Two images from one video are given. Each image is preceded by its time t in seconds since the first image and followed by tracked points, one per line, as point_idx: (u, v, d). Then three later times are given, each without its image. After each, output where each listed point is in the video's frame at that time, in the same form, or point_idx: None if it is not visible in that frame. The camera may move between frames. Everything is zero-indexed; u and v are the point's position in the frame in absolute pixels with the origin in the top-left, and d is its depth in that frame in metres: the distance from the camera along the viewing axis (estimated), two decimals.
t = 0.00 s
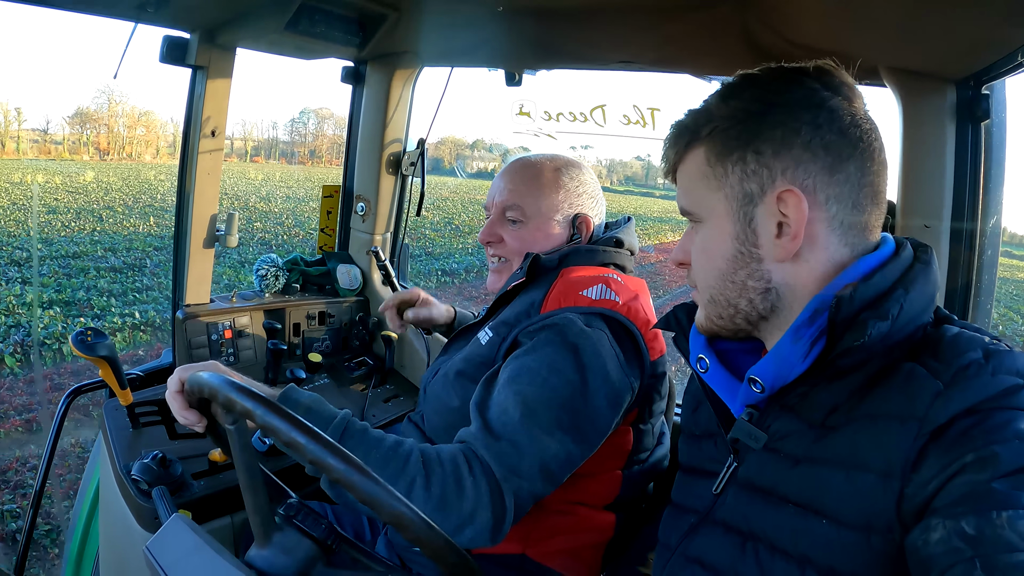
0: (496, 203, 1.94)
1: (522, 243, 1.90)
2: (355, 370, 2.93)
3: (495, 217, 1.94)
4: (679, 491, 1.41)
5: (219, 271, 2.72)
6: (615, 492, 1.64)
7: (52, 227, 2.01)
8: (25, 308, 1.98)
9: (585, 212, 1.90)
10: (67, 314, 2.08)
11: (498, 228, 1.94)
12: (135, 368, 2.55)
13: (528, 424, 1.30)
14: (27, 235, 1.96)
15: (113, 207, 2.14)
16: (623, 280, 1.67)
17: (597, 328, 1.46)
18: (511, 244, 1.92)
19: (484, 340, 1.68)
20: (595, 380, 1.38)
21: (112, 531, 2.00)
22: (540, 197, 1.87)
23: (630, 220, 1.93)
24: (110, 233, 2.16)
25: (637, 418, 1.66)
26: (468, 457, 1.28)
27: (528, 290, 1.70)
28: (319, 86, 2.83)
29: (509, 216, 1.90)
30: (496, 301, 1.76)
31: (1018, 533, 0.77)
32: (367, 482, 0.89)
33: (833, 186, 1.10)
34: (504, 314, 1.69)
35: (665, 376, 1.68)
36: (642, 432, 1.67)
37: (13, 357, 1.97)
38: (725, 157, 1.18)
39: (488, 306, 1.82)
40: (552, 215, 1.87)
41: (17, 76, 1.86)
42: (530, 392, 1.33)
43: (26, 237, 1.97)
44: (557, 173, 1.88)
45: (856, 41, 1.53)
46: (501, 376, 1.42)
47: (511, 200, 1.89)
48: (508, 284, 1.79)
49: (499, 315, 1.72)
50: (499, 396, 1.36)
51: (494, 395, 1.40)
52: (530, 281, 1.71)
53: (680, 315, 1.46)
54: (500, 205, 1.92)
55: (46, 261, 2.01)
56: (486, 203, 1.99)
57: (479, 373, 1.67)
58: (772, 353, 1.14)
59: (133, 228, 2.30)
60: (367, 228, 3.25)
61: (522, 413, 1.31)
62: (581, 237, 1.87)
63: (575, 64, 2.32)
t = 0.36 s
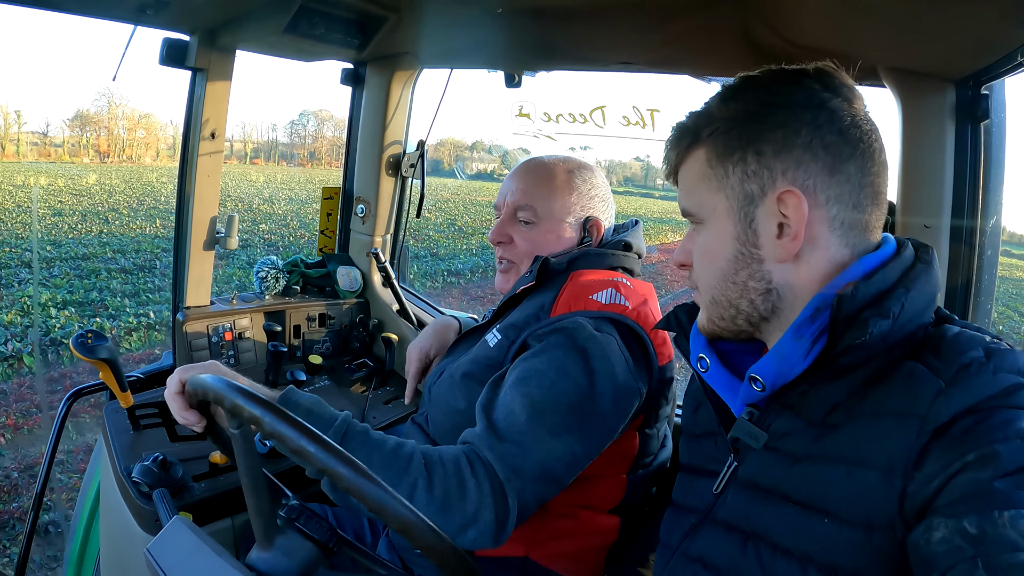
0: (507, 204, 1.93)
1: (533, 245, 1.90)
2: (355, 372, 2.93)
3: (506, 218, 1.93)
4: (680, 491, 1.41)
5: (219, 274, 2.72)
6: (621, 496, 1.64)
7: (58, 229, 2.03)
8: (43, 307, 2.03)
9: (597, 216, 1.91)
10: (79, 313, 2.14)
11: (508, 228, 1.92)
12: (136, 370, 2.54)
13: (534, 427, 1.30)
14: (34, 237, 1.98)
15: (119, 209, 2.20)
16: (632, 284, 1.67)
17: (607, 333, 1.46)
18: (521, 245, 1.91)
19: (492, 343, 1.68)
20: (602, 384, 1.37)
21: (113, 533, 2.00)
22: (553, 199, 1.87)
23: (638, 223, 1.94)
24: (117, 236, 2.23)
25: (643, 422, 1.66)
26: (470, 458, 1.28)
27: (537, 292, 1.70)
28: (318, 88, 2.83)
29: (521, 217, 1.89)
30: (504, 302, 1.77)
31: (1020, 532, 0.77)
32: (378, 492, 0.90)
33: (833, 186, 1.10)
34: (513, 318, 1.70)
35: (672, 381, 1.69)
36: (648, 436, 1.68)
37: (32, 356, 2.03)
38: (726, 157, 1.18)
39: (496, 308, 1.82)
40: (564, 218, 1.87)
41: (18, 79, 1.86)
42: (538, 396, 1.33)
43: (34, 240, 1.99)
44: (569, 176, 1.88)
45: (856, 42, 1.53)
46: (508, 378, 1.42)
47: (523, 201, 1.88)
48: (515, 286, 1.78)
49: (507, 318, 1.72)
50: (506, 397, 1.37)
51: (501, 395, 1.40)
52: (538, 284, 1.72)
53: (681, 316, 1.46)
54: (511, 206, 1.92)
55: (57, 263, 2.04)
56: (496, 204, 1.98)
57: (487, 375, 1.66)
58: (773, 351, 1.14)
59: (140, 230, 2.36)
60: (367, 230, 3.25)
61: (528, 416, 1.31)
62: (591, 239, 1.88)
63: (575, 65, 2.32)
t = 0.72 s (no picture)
0: (506, 204, 1.94)
1: (532, 245, 1.90)
2: (355, 372, 2.93)
3: (505, 219, 1.95)
4: (679, 490, 1.41)
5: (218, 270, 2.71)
6: (621, 495, 1.63)
7: (63, 229, 2.05)
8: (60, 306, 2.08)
9: (595, 217, 1.91)
10: (93, 313, 2.19)
11: (508, 230, 1.94)
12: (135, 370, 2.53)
13: (535, 422, 1.30)
14: (38, 237, 2.00)
15: (123, 208, 2.22)
16: (630, 283, 1.67)
17: (605, 330, 1.46)
18: (521, 246, 1.92)
19: (491, 343, 1.68)
20: (603, 381, 1.37)
21: (112, 533, 2.00)
22: (551, 199, 1.88)
23: (638, 223, 1.96)
24: (123, 236, 2.26)
25: (643, 421, 1.65)
26: (475, 455, 1.29)
27: (535, 293, 1.71)
28: (317, 88, 2.83)
29: (520, 217, 1.90)
30: (503, 303, 1.76)
31: (1017, 530, 0.77)
32: (404, 512, 0.91)
33: (832, 188, 1.10)
34: (511, 317, 1.70)
35: (671, 380, 1.69)
36: (648, 435, 1.67)
37: (49, 353, 2.09)
38: (723, 160, 1.18)
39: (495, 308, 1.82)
40: (562, 218, 1.88)
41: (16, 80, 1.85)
42: (538, 392, 1.33)
43: (36, 241, 2.01)
44: (568, 176, 1.89)
45: (856, 40, 1.53)
46: (508, 376, 1.42)
47: (522, 202, 1.90)
48: (513, 287, 1.77)
49: (506, 317, 1.72)
50: (506, 394, 1.37)
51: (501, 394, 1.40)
52: (537, 285, 1.72)
53: (680, 315, 1.45)
54: (510, 207, 1.93)
55: (65, 263, 2.07)
56: (496, 204, 1.99)
57: (487, 375, 1.66)
58: (771, 350, 1.14)
59: (145, 230, 2.39)
60: (366, 229, 3.25)
61: (530, 412, 1.31)
62: (590, 240, 1.88)
63: (574, 64, 2.32)
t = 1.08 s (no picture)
0: (506, 207, 1.96)
1: (533, 249, 1.92)
2: (353, 375, 2.95)
3: (506, 222, 1.96)
4: (678, 494, 1.41)
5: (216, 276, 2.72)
6: (622, 500, 1.64)
7: (70, 233, 2.03)
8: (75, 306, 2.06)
9: (598, 220, 1.93)
10: (105, 314, 2.17)
11: (508, 233, 1.95)
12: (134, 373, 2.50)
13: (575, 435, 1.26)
14: (46, 241, 1.98)
15: (125, 213, 2.22)
16: (633, 289, 1.69)
17: (614, 341, 1.46)
18: (522, 249, 1.93)
19: (494, 351, 1.68)
20: (620, 391, 1.37)
21: (110, 538, 1.99)
22: (553, 203, 1.89)
23: (638, 225, 1.99)
24: (127, 239, 2.25)
25: (646, 427, 1.65)
26: (536, 478, 1.18)
27: (540, 298, 1.72)
28: (315, 92, 2.83)
29: (522, 221, 1.92)
30: (503, 309, 1.77)
31: (1018, 535, 0.77)
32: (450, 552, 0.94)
33: (835, 192, 1.10)
34: (515, 324, 1.69)
35: (675, 386, 1.67)
36: (649, 441, 1.67)
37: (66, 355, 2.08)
38: (725, 162, 1.18)
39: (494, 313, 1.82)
40: (564, 221, 1.89)
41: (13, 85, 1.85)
42: (569, 405, 1.30)
43: (45, 244, 1.98)
44: (569, 179, 1.91)
45: (856, 44, 1.53)
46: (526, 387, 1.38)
47: (523, 205, 1.91)
48: (514, 291, 1.80)
49: (508, 324, 1.72)
50: (534, 406, 1.31)
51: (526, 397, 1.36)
52: (539, 289, 1.74)
53: (679, 318, 1.45)
54: (511, 210, 1.94)
55: (74, 266, 2.04)
56: (496, 208, 2.00)
57: (489, 379, 1.66)
58: (772, 354, 1.13)
59: (149, 234, 2.40)
60: (364, 232, 3.25)
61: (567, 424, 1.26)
62: (591, 244, 1.90)
63: (572, 67, 2.32)
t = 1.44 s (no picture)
0: (522, 205, 1.96)
1: (549, 245, 1.92)
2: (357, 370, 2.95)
3: (521, 219, 1.95)
4: (680, 491, 1.41)
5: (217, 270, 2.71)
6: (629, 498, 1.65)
7: (82, 226, 2.04)
8: (93, 297, 2.13)
9: (611, 217, 1.95)
10: (122, 305, 2.27)
11: (524, 230, 1.94)
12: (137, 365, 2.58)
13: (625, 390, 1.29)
14: (59, 234, 2.00)
15: (134, 207, 2.26)
16: (648, 285, 1.70)
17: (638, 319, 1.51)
18: (538, 246, 1.93)
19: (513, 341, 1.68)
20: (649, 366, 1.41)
21: (112, 530, 2.00)
22: (569, 200, 1.90)
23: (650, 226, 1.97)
24: (133, 233, 2.26)
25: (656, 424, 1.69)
26: (605, 416, 1.22)
27: (558, 292, 1.70)
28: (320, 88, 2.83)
29: (538, 218, 1.92)
30: (520, 302, 1.79)
31: (1019, 533, 0.77)
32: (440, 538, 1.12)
33: (836, 192, 1.10)
34: (535, 314, 1.71)
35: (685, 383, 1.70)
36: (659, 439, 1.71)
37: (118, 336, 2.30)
38: (726, 161, 1.17)
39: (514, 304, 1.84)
40: (580, 219, 1.90)
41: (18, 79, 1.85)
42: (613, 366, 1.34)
43: (58, 236, 2.00)
44: (585, 177, 1.92)
45: (862, 42, 1.53)
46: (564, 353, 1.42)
47: (540, 203, 1.91)
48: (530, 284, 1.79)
49: (529, 315, 1.73)
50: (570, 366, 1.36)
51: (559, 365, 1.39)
52: (559, 283, 1.71)
53: (681, 315, 1.45)
54: (527, 208, 1.94)
55: (87, 259, 2.07)
56: (511, 206, 2.01)
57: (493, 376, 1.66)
58: (774, 352, 1.13)
59: (155, 228, 2.42)
60: (368, 227, 3.26)
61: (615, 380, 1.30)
62: (606, 241, 1.92)
63: (577, 63, 2.32)
